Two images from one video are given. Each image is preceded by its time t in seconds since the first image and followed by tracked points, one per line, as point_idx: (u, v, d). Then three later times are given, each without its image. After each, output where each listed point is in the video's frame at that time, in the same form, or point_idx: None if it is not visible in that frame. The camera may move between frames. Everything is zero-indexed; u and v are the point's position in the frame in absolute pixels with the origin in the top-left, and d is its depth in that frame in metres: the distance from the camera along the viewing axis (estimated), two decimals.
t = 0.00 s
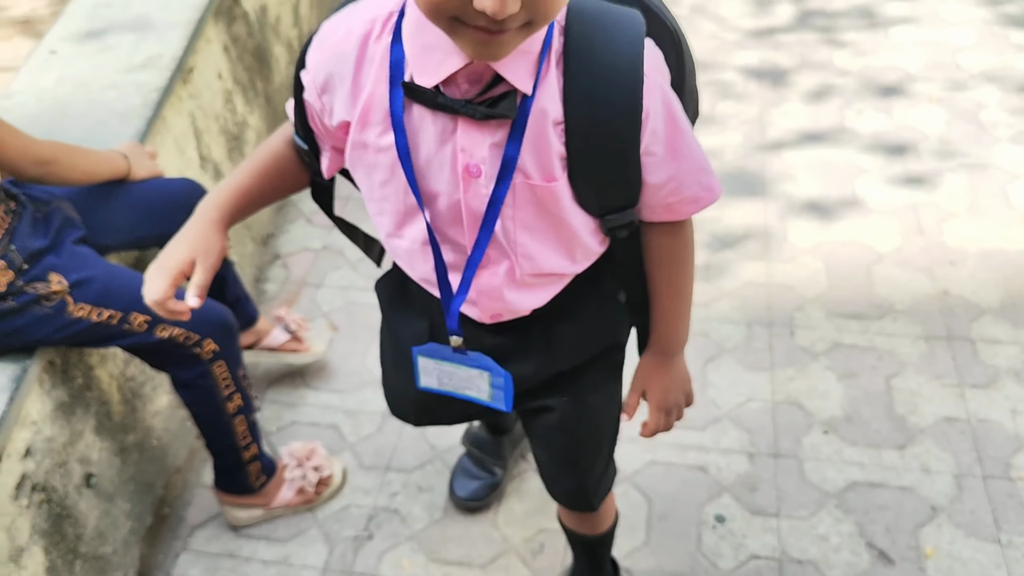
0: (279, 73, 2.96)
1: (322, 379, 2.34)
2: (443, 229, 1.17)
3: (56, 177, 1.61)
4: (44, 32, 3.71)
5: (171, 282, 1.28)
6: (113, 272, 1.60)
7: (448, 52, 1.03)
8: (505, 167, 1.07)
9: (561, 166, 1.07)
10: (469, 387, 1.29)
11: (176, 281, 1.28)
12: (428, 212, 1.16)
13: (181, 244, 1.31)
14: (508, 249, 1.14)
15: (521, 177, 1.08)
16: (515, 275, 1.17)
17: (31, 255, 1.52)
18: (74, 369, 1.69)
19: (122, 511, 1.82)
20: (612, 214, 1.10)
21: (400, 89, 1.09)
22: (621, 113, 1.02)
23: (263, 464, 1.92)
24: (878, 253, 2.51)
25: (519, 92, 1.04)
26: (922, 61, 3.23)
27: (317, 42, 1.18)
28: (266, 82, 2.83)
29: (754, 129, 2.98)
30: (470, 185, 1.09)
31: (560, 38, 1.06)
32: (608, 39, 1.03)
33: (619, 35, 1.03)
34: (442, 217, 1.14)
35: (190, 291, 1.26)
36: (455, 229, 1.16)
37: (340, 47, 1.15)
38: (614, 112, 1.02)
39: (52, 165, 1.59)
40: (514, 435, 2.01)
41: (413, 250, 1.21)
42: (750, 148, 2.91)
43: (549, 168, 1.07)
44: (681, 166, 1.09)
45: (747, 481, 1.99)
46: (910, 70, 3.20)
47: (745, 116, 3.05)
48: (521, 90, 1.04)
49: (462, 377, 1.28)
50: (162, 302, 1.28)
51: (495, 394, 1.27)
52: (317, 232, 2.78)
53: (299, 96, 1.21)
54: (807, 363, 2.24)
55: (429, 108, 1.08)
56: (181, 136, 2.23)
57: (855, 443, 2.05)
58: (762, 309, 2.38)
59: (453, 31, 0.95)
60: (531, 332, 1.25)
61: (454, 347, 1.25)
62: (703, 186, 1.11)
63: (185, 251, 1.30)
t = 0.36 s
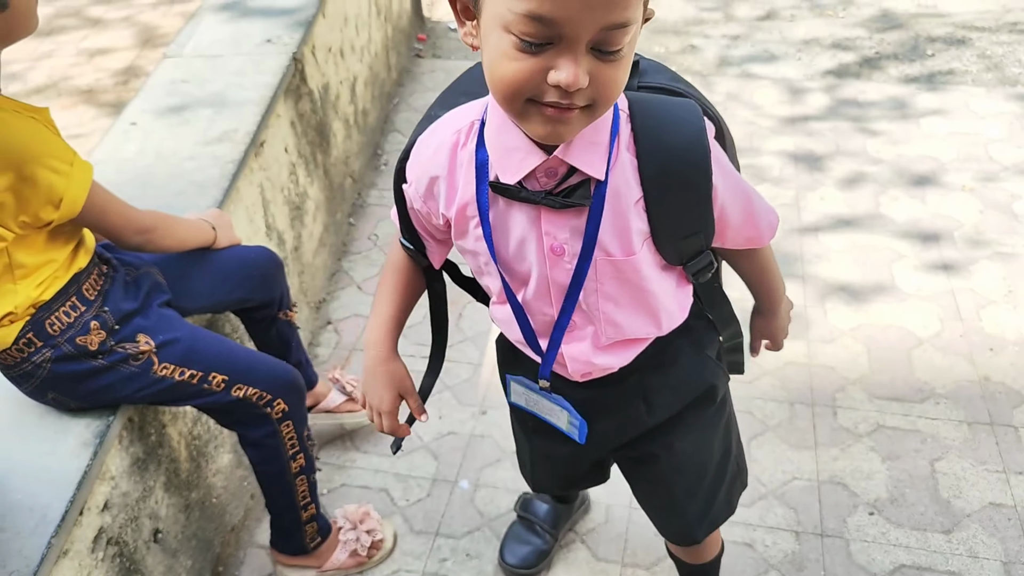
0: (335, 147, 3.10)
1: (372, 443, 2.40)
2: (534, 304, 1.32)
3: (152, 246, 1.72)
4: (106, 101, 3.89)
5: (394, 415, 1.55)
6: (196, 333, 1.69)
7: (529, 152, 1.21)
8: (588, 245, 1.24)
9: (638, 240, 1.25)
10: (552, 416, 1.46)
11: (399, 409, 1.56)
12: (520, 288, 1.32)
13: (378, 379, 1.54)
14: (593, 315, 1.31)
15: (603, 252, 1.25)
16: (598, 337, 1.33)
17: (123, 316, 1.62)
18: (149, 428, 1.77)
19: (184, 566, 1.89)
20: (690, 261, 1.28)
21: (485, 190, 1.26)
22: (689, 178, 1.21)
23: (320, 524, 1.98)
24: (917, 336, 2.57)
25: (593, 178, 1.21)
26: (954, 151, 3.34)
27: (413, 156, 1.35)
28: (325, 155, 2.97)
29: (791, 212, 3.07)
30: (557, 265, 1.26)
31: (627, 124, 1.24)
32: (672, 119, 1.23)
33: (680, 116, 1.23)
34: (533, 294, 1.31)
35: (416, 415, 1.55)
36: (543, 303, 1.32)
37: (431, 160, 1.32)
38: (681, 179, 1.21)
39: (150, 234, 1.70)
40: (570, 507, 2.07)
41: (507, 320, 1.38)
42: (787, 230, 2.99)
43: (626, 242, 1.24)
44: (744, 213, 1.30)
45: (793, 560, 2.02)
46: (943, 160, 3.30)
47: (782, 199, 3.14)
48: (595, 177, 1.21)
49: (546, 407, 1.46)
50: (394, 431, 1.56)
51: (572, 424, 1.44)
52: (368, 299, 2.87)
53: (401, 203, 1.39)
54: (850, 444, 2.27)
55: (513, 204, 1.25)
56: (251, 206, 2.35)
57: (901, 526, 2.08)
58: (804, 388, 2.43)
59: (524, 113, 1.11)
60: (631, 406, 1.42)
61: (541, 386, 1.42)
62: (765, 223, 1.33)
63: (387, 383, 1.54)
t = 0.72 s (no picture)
0: (350, 180, 3.15)
1: (385, 472, 2.43)
2: (590, 327, 1.36)
3: (183, 278, 1.77)
4: (124, 134, 3.97)
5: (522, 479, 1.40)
6: (219, 362, 1.73)
7: (594, 172, 1.26)
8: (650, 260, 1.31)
9: (693, 256, 1.34)
10: (629, 482, 1.46)
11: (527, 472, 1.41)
12: (576, 313, 1.36)
13: (493, 443, 1.41)
14: (649, 333, 1.37)
15: (663, 267, 1.32)
16: (651, 355, 1.39)
17: (148, 345, 1.66)
18: (170, 456, 1.80)
19: None
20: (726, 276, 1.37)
21: (548, 214, 1.30)
22: (735, 193, 1.31)
23: (335, 552, 1.99)
24: (926, 367, 2.58)
25: (653, 195, 1.29)
26: (959, 183, 3.38)
27: (465, 195, 1.34)
28: (340, 188, 3.03)
29: (798, 244, 3.11)
30: (617, 282, 1.33)
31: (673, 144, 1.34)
32: (709, 141, 1.33)
33: (716, 137, 1.33)
34: (589, 314, 1.35)
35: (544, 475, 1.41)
36: (600, 324, 1.36)
37: (492, 197, 1.32)
38: (730, 195, 1.31)
39: (180, 266, 1.75)
40: (584, 536, 2.09)
41: (557, 348, 1.40)
42: (794, 262, 3.02)
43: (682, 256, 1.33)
44: (771, 233, 1.39)
45: None
46: (948, 192, 3.34)
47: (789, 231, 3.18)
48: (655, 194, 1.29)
49: (621, 476, 1.44)
50: (526, 493, 1.40)
51: (646, 465, 1.46)
52: (381, 329, 2.91)
53: (456, 251, 1.36)
54: (861, 474, 2.28)
55: (576, 225, 1.30)
56: (269, 237, 2.39)
57: (913, 556, 2.08)
58: (815, 419, 2.44)
59: (608, 160, 1.18)
60: (671, 431, 1.48)
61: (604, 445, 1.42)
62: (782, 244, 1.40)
63: (508, 444, 1.41)
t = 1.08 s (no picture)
0: (346, 194, 3.17)
1: (381, 486, 2.43)
2: (579, 340, 1.39)
3: (178, 289, 1.78)
4: (120, 148, 3.97)
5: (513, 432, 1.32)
6: (215, 375, 1.74)
7: (596, 188, 1.28)
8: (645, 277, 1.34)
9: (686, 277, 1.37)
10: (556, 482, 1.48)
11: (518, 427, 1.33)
12: (567, 325, 1.39)
13: (479, 402, 1.35)
14: (637, 350, 1.40)
15: (657, 285, 1.35)
16: (638, 371, 1.42)
17: (144, 358, 1.66)
18: (165, 469, 1.80)
19: None
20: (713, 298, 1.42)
21: (547, 224, 1.33)
22: (732, 219, 1.35)
23: (330, 565, 1.99)
24: (920, 382, 2.60)
25: (653, 213, 1.31)
26: (950, 199, 3.41)
27: (466, 196, 1.36)
28: (336, 202, 3.04)
29: (792, 260, 3.13)
30: (610, 296, 1.35)
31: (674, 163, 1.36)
32: (710, 163, 1.36)
33: (717, 160, 1.36)
34: (580, 327, 1.38)
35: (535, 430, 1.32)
36: (589, 338, 1.39)
37: (491, 199, 1.34)
38: (726, 224, 1.35)
39: (175, 277, 1.76)
40: (578, 550, 2.09)
41: (544, 358, 1.42)
42: (788, 277, 3.04)
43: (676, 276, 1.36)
44: (759, 257, 1.45)
45: None
46: (939, 208, 3.37)
47: (784, 247, 3.19)
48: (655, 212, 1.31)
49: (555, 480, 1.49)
50: (519, 443, 1.31)
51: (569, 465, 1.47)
52: (376, 343, 2.92)
53: (451, 252, 1.37)
54: (856, 489, 2.29)
55: (575, 237, 1.32)
56: (266, 251, 2.40)
57: (907, 571, 2.09)
58: (809, 433, 2.45)
59: (625, 177, 1.20)
60: (649, 448, 1.50)
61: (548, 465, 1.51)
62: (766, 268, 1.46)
63: (494, 400, 1.35)
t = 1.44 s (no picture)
0: (339, 197, 3.16)
1: (372, 489, 2.42)
2: (642, 379, 1.26)
3: (169, 290, 1.77)
4: (112, 149, 3.97)
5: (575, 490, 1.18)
6: (206, 377, 1.73)
7: (675, 214, 1.18)
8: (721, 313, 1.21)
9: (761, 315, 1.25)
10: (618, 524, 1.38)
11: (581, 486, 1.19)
12: (630, 363, 1.25)
13: (538, 460, 1.21)
14: (705, 393, 1.26)
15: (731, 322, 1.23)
16: (704, 418, 1.28)
17: (135, 359, 1.66)
18: (156, 470, 1.79)
19: None
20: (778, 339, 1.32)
21: (620, 252, 1.20)
22: (810, 256, 1.26)
23: (320, 568, 1.98)
24: (911, 388, 2.61)
25: (732, 243, 1.20)
26: (941, 206, 3.43)
27: (528, 218, 1.23)
28: (329, 205, 3.04)
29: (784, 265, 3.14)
30: (680, 333, 1.22)
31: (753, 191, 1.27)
32: (788, 196, 1.28)
33: (797, 195, 1.29)
34: (645, 365, 1.24)
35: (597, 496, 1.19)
36: (654, 378, 1.25)
37: (558, 221, 1.20)
38: (803, 259, 1.26)
39: (165, 279, 1.75)
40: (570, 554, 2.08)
41: (600, 399, 1.29)
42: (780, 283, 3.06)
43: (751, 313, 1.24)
44: (826, 297, 1.36)
45: None
46: (930, 215, 3.38)
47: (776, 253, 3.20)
48: (735, 243, 1.20)
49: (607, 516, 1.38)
50: (584, 502, 1.16)
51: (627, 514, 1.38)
52: (369, 346, 2.91)
53: (508, 276, 1.23)
54: (847, 493, 2.30)
55: (648, 267, 1.20)
56: (258, 252, 2.40)
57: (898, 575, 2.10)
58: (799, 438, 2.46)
59: (720, 203, 1.05)
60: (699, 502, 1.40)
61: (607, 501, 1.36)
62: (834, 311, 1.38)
63: (554, 457, 1.21)
